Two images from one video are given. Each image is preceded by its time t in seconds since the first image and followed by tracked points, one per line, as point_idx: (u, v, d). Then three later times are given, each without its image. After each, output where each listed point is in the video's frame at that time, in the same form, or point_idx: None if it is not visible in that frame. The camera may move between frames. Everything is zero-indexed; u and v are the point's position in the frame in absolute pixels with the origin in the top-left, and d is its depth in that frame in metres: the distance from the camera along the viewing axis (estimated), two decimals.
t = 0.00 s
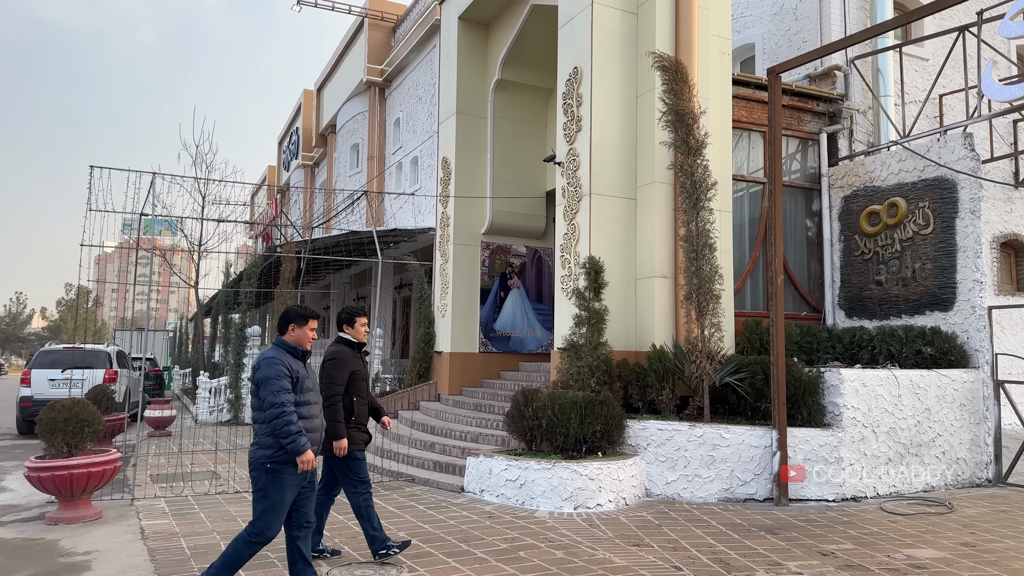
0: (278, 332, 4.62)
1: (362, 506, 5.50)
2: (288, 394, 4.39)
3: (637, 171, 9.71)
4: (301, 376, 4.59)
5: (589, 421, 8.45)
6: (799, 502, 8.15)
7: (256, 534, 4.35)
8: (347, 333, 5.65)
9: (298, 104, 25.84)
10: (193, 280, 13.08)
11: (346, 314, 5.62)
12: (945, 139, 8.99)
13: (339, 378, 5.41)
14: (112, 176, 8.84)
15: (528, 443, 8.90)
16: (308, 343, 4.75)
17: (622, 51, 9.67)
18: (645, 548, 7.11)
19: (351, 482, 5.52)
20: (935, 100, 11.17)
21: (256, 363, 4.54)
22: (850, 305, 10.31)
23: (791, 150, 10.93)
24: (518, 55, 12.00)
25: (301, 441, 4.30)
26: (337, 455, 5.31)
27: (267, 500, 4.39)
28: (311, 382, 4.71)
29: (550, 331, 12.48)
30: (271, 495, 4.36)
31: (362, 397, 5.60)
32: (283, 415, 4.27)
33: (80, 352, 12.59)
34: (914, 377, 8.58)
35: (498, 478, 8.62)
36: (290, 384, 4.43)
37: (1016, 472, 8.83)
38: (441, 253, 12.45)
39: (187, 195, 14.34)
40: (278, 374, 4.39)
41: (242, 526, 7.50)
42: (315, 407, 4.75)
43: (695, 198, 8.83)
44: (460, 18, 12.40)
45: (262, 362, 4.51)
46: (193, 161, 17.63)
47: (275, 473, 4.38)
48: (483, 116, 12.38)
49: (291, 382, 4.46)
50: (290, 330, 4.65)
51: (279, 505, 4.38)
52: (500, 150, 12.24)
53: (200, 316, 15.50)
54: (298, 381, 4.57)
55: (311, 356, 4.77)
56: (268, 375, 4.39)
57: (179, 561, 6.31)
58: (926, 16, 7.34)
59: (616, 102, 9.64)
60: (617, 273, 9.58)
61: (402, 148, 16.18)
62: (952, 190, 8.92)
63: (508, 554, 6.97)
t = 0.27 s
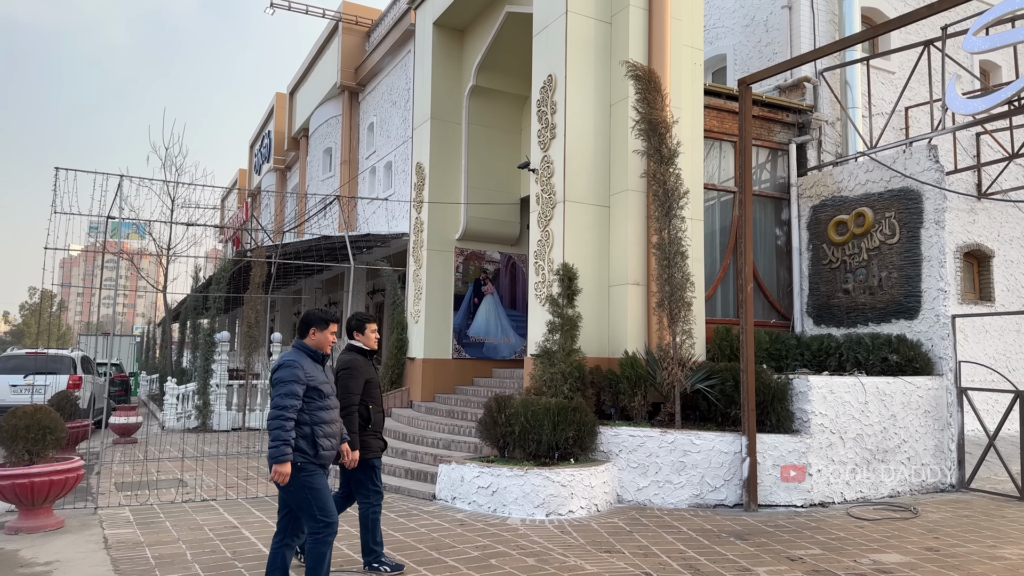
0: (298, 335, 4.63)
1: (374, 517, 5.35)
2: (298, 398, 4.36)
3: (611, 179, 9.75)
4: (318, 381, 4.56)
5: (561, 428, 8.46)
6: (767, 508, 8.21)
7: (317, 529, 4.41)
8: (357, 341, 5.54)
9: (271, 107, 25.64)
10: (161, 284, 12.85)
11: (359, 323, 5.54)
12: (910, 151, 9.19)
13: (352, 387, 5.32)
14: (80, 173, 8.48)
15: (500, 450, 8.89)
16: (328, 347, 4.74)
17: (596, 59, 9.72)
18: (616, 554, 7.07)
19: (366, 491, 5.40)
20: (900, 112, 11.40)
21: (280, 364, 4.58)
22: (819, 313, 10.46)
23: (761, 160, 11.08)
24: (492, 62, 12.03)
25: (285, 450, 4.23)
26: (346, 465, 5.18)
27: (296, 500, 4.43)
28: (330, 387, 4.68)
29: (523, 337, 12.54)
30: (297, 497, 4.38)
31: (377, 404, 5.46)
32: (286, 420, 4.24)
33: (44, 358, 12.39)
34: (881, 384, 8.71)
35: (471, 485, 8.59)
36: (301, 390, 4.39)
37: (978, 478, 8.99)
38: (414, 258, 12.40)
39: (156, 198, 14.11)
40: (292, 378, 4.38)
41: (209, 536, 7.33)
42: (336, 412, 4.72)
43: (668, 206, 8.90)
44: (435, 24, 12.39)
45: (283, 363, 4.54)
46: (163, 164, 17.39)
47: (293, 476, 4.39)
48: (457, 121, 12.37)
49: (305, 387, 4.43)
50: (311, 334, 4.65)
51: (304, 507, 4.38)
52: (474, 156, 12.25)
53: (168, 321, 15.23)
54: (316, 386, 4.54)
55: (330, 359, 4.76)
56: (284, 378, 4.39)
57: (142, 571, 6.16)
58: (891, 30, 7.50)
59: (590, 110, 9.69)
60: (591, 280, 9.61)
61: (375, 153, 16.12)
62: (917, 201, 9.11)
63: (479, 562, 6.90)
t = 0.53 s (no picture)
0: (314, 343, 4.53)
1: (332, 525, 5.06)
2: (325, 409, 4.33)
3: (582, 183, 9.78)
4: (341, 389, 4.52)
5: (530, 431, 8.41)
6: (732, 511, 8.28)
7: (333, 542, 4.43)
8: (366, 340, 5.46)
9: (240, 105, 25.31)
10: (125, 283, 12.58)
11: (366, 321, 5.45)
12: (875, 160, 9.38)
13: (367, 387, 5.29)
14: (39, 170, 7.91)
15: (469, 453, 8.86)
16: (344, 353, 4.66)
17: (569, 63, 9.74)
18: (583, 557, 7.03)
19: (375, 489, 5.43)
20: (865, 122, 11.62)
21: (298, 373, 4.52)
22: (784, 319, 10.61)
23: (730, 167, 11.21)
24: (464, 64, 12.02)
25: (317, 463, 4.21)
26: (371, 462, 5.28)
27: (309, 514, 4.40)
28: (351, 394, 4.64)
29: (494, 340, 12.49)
30: (315, 510, 4.33)
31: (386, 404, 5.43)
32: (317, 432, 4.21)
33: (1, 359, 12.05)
34: (844, 389, 8.85)
35: (439, 489, 8.54)
36: (328, 401, 4.35)
37: (937, 481, 9.17)
38: (384, 260, 12.30)
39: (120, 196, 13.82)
40: (316, 390, 4.31)
41: (170, 541, 7.17)
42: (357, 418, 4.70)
43: (638, 211, 8.96)
44: (408, 25, 12.32)
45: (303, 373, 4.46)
46: (127, 161, 17.05)
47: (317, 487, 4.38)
48: (429, 123, 12.33)
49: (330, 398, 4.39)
50: (328, 341, 4.56)
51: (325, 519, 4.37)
52: (446, 158, 12.23)
53: (131, 322, 14.90)
54: (338, 395, 4.50)
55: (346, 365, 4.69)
56: (307, 389, 4.33)
57: None
58: (858, 41, 7.64)
59: (562, 115, 9.70)
60: (561, 284, 9.62)
61: (345, 153, 15.99)
62: (882, 210, 9.30)
63: (446, 567, 6.81)
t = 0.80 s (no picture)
0: (334, 341, 4.54)
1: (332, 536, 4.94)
2: (366, 403, 4.39)
3: (554, 189, 9.78)
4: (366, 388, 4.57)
5: (501, 437, 8.41)
6: (699, 516, 8.33)
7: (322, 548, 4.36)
8: (376, 346, 5.52)
9: (209, 104, 24.99)
10: (88, 284, 12.31)
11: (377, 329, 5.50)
12: (841, 171, 9.57)
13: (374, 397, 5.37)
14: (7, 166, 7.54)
15: (438, 459, 8.77)
16: (361, 350, 4.71)
17: (542, 69, 9.76)
18: (551, 562, 6.96)
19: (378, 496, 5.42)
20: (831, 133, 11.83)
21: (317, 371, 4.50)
22: (751, 325, 10.73)
23: (700, 176, 11.33)
24: (438, 68, 12.00)
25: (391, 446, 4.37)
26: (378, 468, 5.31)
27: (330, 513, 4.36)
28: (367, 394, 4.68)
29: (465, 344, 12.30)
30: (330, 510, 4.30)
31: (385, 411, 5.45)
32: (364, 423, 4.27)
33: None
34: (809, 396, 8.97)
35: (407, 495, 8.44)
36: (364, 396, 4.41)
37: (899, 486, 9.32)
38: (354, 263, 12.20)
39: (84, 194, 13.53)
40: (351, 385, 4.36)
41: (130, 547, 6.99)
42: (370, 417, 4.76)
43: (609, 218, 9.01)
44: (381, 28, 12.25)
45: (327, 371, 4.46)
46: (92, 159, 16.70)
47: (345, 484, 4.38)
48: (402, 126, 12.28)
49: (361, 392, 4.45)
50: (347, 339, 4.60)
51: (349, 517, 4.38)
52: (419, 162, 12.19)
53: (94, 323, 14.57)
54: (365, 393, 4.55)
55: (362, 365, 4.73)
56: (340, 385, 4.36)
57: None
58: (824, 54, 7.78)
59: (535, 120, 9.71)
60: (533, 289, 9.60)
61: (316, 155, 15.87)
62: (847, 220, 9.48)
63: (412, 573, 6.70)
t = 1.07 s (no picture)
0: (353, 353, 4.46)
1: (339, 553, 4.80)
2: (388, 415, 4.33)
3: (524, 195, 9.76)
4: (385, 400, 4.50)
5: (468, 443, 8.35)
6: (665, 521, 8.36)
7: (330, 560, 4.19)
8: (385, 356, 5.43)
9: (173, 105, 24.59)
10: (46, 288, 12.01)
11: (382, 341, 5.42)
12: (803, 180, 9.76)
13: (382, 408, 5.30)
14: None
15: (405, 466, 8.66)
16: (376, 363, 4.63)
17: (511, 75, 9.75)
18: (518, 569, 6.87)
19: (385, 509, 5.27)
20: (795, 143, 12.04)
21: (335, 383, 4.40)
22: (717, 331, 10.85)
23: (667, 183, 11.44)
24: (407, 72, 11.97)
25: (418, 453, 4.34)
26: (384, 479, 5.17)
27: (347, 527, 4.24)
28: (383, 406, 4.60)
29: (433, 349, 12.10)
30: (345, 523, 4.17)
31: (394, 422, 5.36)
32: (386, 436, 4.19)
33: None
34: (773, 401, 9.09)
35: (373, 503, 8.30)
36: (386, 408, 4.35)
37: (860, 490, 9.48)
38: (321, 267, 12.07)
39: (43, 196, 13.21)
40: (372, 398, 4.29)
41: (87, 559, 6.80)
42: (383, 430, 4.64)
43: (578, 224, 9.03)
44: (350, 31, 12.17)
45: (346, 383, 4.36)
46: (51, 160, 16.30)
47: (360, 497, 4.26)
48: (370, 130, 12.21)
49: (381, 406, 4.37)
50: (364, 351, 4.52)
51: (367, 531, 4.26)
52: (387, 166, 12.13)
53: (52, 328, 14.18)
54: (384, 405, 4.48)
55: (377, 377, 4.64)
56: (361, 397, 4.28)
57: None
58: (788, 65, 7.92)
59: (505, 126, 9.68)
60: (501, 295, 9.54)
61: (283, 158, 15.70)
62: (809, 228, 9.66)
63: None
